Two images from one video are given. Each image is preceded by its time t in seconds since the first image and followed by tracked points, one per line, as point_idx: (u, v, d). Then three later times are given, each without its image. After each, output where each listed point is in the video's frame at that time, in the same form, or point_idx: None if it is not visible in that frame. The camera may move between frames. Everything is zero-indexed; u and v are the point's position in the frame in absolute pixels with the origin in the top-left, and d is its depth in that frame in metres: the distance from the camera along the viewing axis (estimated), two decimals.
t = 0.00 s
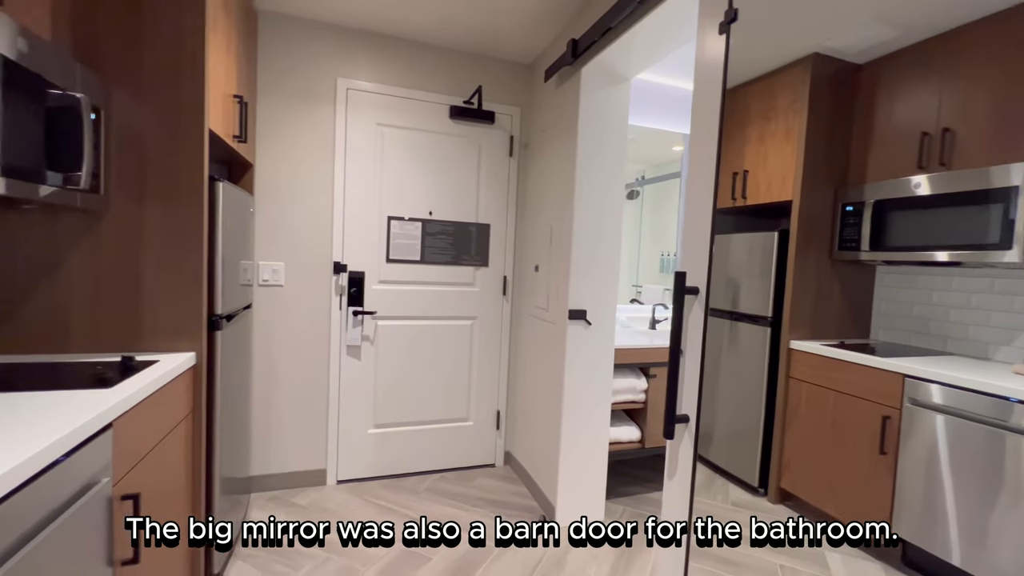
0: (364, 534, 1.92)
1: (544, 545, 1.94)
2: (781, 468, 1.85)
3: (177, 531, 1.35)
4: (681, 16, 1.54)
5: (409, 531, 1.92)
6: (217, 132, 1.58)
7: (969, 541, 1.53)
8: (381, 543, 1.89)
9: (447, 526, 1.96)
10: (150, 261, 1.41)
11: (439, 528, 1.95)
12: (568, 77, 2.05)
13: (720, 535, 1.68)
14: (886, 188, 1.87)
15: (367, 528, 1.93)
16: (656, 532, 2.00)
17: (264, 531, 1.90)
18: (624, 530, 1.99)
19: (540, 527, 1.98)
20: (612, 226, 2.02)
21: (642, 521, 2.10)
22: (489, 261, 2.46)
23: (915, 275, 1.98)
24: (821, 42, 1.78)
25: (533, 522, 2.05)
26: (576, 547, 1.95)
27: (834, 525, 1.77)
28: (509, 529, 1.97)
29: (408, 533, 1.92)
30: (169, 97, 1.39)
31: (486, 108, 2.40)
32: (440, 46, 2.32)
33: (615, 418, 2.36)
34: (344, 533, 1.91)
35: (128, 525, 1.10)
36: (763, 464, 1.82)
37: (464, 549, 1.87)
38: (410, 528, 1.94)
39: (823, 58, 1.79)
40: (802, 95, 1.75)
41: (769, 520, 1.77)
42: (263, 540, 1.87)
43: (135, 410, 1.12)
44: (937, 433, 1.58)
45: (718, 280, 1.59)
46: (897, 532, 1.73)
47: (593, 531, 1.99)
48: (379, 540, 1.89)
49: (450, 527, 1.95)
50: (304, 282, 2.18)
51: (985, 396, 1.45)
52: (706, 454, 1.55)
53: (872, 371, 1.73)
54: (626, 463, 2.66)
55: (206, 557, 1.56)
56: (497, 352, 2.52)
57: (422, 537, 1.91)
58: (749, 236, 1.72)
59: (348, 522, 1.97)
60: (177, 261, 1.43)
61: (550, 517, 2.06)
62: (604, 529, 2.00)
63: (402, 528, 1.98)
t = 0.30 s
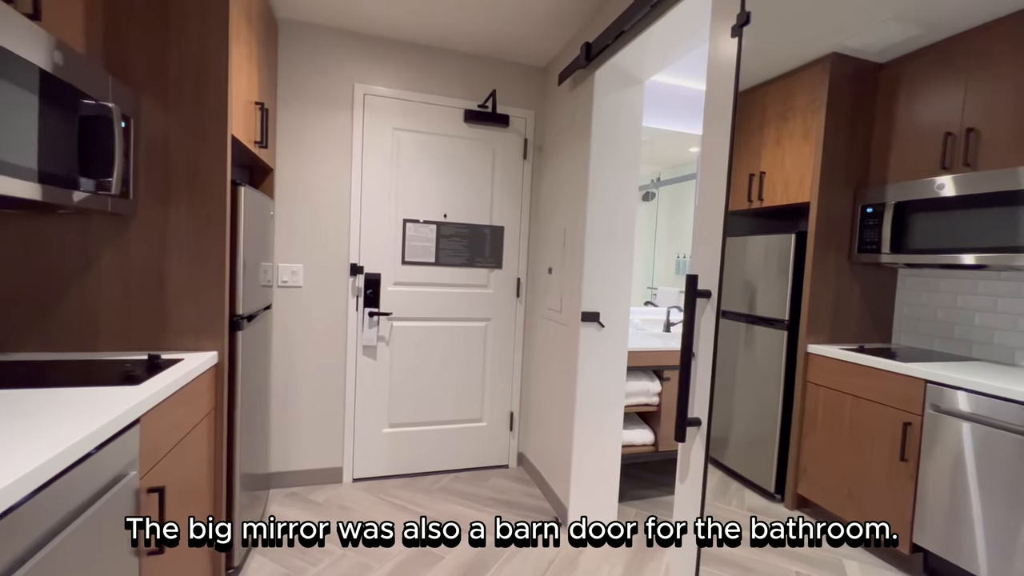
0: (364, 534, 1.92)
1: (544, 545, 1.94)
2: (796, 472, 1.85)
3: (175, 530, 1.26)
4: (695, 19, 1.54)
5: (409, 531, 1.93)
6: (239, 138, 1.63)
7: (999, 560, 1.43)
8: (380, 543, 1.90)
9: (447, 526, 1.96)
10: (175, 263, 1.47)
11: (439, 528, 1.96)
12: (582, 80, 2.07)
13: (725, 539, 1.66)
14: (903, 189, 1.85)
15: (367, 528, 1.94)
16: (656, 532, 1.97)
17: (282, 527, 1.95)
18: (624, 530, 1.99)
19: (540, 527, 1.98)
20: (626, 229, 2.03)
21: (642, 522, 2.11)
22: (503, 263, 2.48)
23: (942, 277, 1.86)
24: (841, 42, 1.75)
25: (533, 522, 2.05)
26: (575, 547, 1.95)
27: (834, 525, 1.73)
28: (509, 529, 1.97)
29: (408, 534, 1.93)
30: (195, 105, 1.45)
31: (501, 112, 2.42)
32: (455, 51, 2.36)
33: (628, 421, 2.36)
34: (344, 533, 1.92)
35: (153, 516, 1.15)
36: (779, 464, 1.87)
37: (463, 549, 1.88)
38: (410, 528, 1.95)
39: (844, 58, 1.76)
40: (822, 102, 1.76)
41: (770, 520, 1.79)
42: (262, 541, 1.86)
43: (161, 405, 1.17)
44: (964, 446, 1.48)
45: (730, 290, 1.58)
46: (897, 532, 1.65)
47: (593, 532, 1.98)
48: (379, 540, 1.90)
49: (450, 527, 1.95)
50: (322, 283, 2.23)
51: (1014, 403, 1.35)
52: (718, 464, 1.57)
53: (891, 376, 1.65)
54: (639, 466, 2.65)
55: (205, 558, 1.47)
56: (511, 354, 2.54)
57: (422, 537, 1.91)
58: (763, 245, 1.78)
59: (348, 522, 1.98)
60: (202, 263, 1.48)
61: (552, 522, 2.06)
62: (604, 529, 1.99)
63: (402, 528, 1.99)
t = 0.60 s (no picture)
0: (365, 534, 1.94)
1: (543, 545, 1.96)
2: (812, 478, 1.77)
3: (175, 529, 1.17)
4: (707, 23, 1.55)
5: (409, 531, 1.95)
6: (261, 145, 1.69)
7: None
8: (380, 543, 1.91)
9: (447, 526, 1.98)
10: (200, 266, 1.52)
11: (439, 528, 1.98)
12: (594, 85, 2.08)
13: (725, 538, 1.50)
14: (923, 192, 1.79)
15: (367, 528, 1.96)
16: (657, 532, 2.00)
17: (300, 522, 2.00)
18: (624, 530, 2.00)
19: (540, 527, 2.00)
20: (638, 232, 2.04)
21: (642, 522, 2.13)
22: (516, 265, 2.51)
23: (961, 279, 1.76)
24: (859, 43, 1.70)
25: (533, 522, 2.07)
26: (576, 547, 1.97)
27: (835, 525, 1.71)
28: (509, 529, 1.99)
29: (408, 534, 1.95)
30: (219, 113, 1.50)
31: (514, 116, 2.45)
32: (469, 57, 2.39)
33: (641, 423, 2.36)
34: (345, 533, 1.93)
35: (180, 507, 1.20)
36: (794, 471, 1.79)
37: (465, 549, 1.90)
38: (410, 528, 1.97)
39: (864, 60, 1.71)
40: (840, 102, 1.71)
41: (769, 519, 1.71)
42: (262, 540, 1.78)
43: (187, 402, 1.22)
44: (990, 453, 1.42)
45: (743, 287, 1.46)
46: (896, 531, 1.67)
47: (593, 531, 2.00)
48: (379, 540, 1.92)
49: (450, 527, 1.97)
50: (339, 285, 2.27)
51: None
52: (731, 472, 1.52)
53: (910, 381, 1.61)
54: (652, 469, 2.65)
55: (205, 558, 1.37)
56: (523, 355, 2.56)
57: (422, 537, 1.94)
58: (780, 243, 1.71)
59: (349, 522, 1.99)
60: (224, 266, 1.53)
61: (552, 522, 2.07)
62: (604, 529, 2.00)
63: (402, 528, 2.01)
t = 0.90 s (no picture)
0: (364, 534, 1.95)
1: (543, 545, 1.97)
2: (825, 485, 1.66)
3: (176, 529, 1.11)
4: (717, 29, 1.57)
5: (409, 531, 1.96)
6: (283, 152, 1.75)
7: None
8: (381, 543, 1.93)
9: (447, 526, 2.00)
10: (225, 268, 1.59)
11: (439, 528, 1.99)
12: (606, 90, 2.11)
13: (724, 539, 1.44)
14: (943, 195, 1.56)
15: (367, 528, 1.97)
16: (656, 532, 2.02)
17: (319, 517, 2.06)
18: (624, 531, 2.01)
19: (540, 527, 2.01)
20: (650, 235, 2.06)
21: (642, 521, 2.14)
22: (528, 268, 2.54)
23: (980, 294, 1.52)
24: (870, 46, 1.56)
25: (533, 522, 2.08)
26: (576, 547, 1.99)
27: (834, 525, 1.66)
28: (509, 529, 2.00)
29: (408, 534, 1.96)
30: (243, 122, 1.57)
31: (527, 121, 2.49)
32: (482, 63, 2.43)
33: (652, 425, 2.37)
34: (345, 533, 1.95)
35: (206, 497, 1.27)
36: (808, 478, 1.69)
37: (465, 549, 1.91)
38: (410, 528, 1.98)
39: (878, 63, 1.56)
40: (852, 99, 1.56)
41: (769, 519, 1.68)
42: (263, 541, 1.68)
43: (213, 398, 1.28)
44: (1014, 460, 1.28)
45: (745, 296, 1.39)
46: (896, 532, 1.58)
47: (593, 531, 2.02)
48: (379, 540, 1.93)
49: (450, 527, 1.98)
50: (357, 286, 2.34)
51: None
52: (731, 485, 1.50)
53: (925, 386, 1.46)
54: (664, 471, 2.65)
55: (206, 560, 1.28)
56: (536, 356, 2.59)
57: (422, 537, 1.95)
58: (794, 243, 1.59)
59: (349, 522, 2.01)
60: (248, 269, 1.60)
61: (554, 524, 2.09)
62: (604, 529, 2.02)
63: (402, 528, 2.02)
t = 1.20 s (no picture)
0: (364, 534, 1.97)
1: (543, 545, 1.99)
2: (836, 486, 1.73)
3: (176, 528, 1.07)
4: (721, 36, 1.60)
5: (409, 531, 1.98)
6: (300, 159, 1.82)
7: None
8: (380, 543, 1.95)
9: (447, 526, 2.02)
10: (245, 271, 1.66)
11: (439, 528, 2.01)
12: (613, 95, 2.15)
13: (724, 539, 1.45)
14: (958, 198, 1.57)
15: (367, 528, 1.99)
16: (656, 532, 2.03)
17: (333, 513, 2.12)
18: (624, 531, 2.03)
19: (540, 527, 2.03)
20: (658, 238, 2.09)
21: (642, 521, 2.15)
22: (538, 270, 2.58)
23: (980, 298, 1.55)
24: (880, 50, 1.61)
25: (533, 522, 2.10)
26: (576, 547, 2.01)
27: (834, 525, 1.71)
28: (509, 529, 2.03)
29: (408, 534, 1.98)
30: (262, 131, 1.64)
31: (537, 126, 2.53)
32: (493, 71, 2.49)
33: (661, 426, 2.39)
34: (345, 533, 1.97)
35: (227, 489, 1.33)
36: (817, 484, 1.75)
37: (464, 549, 1.93)
38: (410, 528, 2.00)
39: (888, 67, 1.63)
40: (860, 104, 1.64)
41: (769, 519, 1.68)
42: (263, 541, 1.62)
43: (234, 395, 1.35)
44: None
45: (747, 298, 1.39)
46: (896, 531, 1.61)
47: (593, 532, 2.04)
48: (379, 540, 1.95)
49: (450, 527, 2.00)
50: (371, 289, 2.40)
51: None
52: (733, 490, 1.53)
53: (936, 389, 1.46)
54: (673, 473, 2.66)
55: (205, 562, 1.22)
56: (546, 357, 2.63)
57: (422, 537, 1.97)
58: (803, 247, 1.69)
59: (349, 523, 2.03)
60: (267, 272, 1.67)
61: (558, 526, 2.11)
62: (604, 529, 2.04)
63: (402, 529, 2.04)
